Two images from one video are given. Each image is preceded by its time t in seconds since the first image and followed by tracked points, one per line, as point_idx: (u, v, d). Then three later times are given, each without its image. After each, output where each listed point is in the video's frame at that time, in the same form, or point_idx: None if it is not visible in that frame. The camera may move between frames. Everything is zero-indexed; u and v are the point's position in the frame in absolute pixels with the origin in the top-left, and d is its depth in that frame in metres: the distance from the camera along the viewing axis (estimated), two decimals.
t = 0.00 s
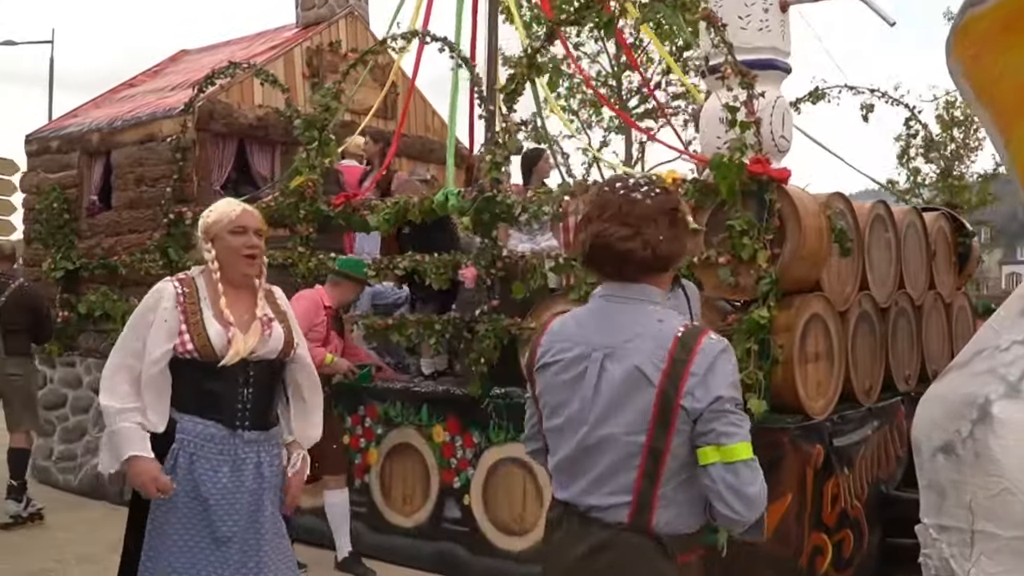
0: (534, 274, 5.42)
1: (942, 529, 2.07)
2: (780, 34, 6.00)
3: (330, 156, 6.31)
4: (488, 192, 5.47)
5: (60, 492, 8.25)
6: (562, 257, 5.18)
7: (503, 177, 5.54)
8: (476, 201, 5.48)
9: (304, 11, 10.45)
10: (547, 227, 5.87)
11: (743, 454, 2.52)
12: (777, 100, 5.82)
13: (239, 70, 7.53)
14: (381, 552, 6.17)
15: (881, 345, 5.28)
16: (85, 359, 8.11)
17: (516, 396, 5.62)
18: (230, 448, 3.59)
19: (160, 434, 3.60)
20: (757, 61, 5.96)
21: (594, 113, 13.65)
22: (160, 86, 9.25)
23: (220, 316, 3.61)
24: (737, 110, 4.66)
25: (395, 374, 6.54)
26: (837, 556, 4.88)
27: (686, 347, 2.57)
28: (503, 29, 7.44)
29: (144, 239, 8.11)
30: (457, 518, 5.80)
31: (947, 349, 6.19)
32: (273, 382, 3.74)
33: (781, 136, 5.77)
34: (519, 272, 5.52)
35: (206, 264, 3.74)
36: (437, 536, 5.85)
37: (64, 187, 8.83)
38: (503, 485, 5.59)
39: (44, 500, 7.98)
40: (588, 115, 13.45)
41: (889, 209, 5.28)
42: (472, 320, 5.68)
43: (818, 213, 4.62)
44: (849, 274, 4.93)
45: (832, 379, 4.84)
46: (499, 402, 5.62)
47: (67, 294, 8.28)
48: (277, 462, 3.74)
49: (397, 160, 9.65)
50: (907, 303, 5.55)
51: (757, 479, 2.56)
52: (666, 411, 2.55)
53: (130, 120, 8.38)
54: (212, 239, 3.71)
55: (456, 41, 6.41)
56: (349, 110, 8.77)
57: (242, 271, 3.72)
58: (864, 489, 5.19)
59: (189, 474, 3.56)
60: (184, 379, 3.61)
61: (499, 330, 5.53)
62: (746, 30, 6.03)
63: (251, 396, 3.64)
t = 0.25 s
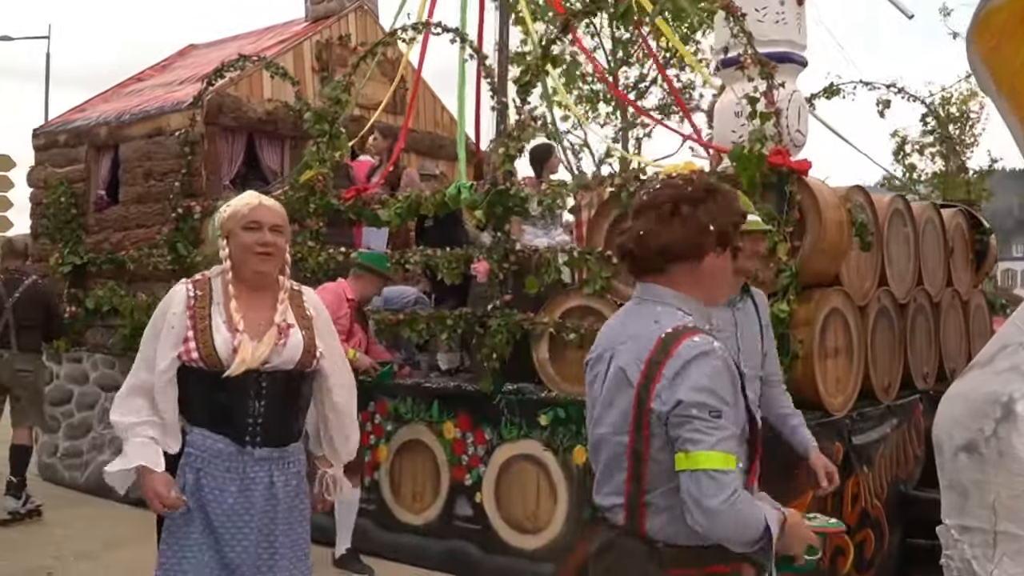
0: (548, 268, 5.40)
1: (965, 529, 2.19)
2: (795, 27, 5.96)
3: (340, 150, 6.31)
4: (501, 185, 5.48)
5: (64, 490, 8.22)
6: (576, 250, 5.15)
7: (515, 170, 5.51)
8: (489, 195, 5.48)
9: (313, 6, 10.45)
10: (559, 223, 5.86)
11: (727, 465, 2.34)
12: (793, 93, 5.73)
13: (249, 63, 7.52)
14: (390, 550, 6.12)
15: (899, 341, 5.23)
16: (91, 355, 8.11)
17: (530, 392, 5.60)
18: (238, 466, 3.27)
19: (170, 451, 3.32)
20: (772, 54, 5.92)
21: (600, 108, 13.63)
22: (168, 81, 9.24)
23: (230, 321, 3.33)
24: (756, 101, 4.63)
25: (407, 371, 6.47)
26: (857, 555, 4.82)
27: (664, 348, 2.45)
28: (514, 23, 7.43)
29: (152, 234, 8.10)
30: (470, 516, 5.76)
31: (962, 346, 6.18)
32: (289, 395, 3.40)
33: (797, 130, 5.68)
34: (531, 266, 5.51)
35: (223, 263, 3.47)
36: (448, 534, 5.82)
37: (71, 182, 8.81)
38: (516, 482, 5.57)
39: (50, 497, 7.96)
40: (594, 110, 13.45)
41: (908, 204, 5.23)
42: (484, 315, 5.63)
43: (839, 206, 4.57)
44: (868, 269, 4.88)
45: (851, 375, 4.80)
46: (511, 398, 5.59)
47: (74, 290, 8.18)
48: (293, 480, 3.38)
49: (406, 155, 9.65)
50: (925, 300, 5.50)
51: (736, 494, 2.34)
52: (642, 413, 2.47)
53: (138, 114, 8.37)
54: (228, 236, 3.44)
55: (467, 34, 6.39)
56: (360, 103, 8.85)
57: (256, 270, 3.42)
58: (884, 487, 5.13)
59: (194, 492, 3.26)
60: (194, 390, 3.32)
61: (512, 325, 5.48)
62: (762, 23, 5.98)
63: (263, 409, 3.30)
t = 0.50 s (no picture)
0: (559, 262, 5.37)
1: (986, 531, 2.08)
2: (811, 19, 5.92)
3: (350, 141, 6.28)
4: (511, 177, 5.47)
5: (71, 486, 8.22)
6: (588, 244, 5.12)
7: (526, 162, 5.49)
8: (499, 186, 5.47)
9: None
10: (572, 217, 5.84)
11: (730, 463, 2.17)
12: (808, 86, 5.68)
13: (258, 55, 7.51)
14: (399, 546, 6.10)
15: (916, 338, 5.19)
16: (97, 349, 8.10)
17: (540, 387, 5.57)
18: (262, 477, 3.01)
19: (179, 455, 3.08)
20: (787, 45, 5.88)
21: (609, 104, 13.59)
22: (177, 74, 9.23)
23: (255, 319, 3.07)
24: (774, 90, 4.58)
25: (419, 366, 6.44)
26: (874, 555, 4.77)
27: (683, 343, 2.33)
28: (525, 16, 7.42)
29: (159, 227, 8.08)
30: (481, 513, 5.72)
31: (979, 343, 6.12)
32: (317, 400, 3.14)
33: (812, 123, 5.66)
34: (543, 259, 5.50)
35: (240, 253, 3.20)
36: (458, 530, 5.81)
37: (78, 175, 8.81)
38: (528, 479, 5.54)
39: (56, 492, 7.94)
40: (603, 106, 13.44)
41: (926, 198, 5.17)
42: (496, 309, 5.61)
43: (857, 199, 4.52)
44: (885, 264, 4.84)
45: (867, 371, 4.76)
46: (521, 393, 5.56)
47: (81, 283, 8.23)
48: (321, 493, 3.13)
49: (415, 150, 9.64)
50: (942, 296, 5.45)
51: (736, 498, 2.16)
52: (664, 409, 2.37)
53: (146, 107, 8.36)
54: (246, 223, 3.15)
55: (479, 25, 6.38)
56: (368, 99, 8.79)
57: (277, 262, 3.13)
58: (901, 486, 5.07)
59: (215, 507, 2.99)
60: (211, 394, 3.05)
61: (522, 320, 5.44)
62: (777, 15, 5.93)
63: (287, 415, 3.04)
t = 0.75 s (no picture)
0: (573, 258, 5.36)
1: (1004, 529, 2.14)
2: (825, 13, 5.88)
3: (358, 134, 6.25)
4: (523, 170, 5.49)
5: (79, 482, 8.23)
6: (601, 239, 5.10)
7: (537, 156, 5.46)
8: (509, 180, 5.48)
9: None
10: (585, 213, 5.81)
11: (765, 450, 2.12)
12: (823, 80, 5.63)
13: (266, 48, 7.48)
14: (410, 543, 6.13)
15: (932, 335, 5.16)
16: (104, 345, 8.11)
17: (551, 383, 5.54)
18: (300, 485, 2.94)
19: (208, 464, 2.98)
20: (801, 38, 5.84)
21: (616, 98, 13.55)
22: (183, 68, 9.20)
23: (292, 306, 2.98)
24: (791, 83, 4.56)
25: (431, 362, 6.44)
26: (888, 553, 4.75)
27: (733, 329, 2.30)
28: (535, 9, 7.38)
29: (166, 222, 8.04)
30: (492, 511, 5.72)
31: (994, 340, 6.08)
32: (356, 399, 3.06)
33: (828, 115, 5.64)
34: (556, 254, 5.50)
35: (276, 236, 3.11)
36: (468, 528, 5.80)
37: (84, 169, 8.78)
38: (539, 475, 5.53)
39: (63, 489, 7.95)
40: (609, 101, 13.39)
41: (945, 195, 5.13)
42: (507, 304, 5.59)
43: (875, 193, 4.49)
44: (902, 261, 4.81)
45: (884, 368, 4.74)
46: (533, 389, 5.55)
47: (86, 278, 8.29)
48: (360, 501, 3.07)
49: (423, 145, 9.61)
50: (958, 294, 5.42)
51: (770, 484, 2.11)
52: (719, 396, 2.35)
53: (152, 100, 8.33)
54: (284, 206, 3.06)
55: (490, 17, 6.34)
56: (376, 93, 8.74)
57: (314, 249, 3.04)
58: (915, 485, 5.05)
59: (247, 516, 2.95)
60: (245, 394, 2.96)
61: (534, 315, 5.42)
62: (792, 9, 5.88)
63: (326, 415, 2.97)
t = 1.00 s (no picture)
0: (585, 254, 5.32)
1: None
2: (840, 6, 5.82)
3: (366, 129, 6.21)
4: (534, 165, 5.47)
5: (84, 479, 8.24)
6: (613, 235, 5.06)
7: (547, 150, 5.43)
8: (522, 175, 5.46)
9: None
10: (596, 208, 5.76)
11: (779, 459, 2.11)
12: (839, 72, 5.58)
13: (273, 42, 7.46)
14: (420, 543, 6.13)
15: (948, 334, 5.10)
16: (111, 342, 8.10)
17: (562, 382, 5.47)
18: (352, 516, 2.78)
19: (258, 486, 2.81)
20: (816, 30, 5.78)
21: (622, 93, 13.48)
22: (189, 63, 9.17)
23: (326, 322, 2.80)
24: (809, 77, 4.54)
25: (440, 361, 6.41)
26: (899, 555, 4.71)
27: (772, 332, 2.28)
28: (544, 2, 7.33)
29: (172, 218, 8.00)
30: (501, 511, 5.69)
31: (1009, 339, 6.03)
32: (407, 415, 2.88)
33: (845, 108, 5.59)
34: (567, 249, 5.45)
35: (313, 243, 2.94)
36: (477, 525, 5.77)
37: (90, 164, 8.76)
38: (550, 475, 5.49)
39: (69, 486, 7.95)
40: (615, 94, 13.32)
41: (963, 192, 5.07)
42: (518, 301, 5.56)
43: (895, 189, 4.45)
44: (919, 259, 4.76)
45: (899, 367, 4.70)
46: (544, 387, 5.48)
47: (92, 274, 8.34)
48: (411, 529, 2.92)
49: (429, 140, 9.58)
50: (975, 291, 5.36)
51: (780, 493, 2.10)
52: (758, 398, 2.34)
53: (158, 95, 8.30)
54: (324, 210, 2.88)
55: (500, 10, 6.29)
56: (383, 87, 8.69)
57: (352, 258, 2.86)
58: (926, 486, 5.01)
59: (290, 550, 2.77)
60: (281, 412, 2.80)
61: (545, 312, 5.40)
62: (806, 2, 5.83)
63: (374, 431, 2.79)
